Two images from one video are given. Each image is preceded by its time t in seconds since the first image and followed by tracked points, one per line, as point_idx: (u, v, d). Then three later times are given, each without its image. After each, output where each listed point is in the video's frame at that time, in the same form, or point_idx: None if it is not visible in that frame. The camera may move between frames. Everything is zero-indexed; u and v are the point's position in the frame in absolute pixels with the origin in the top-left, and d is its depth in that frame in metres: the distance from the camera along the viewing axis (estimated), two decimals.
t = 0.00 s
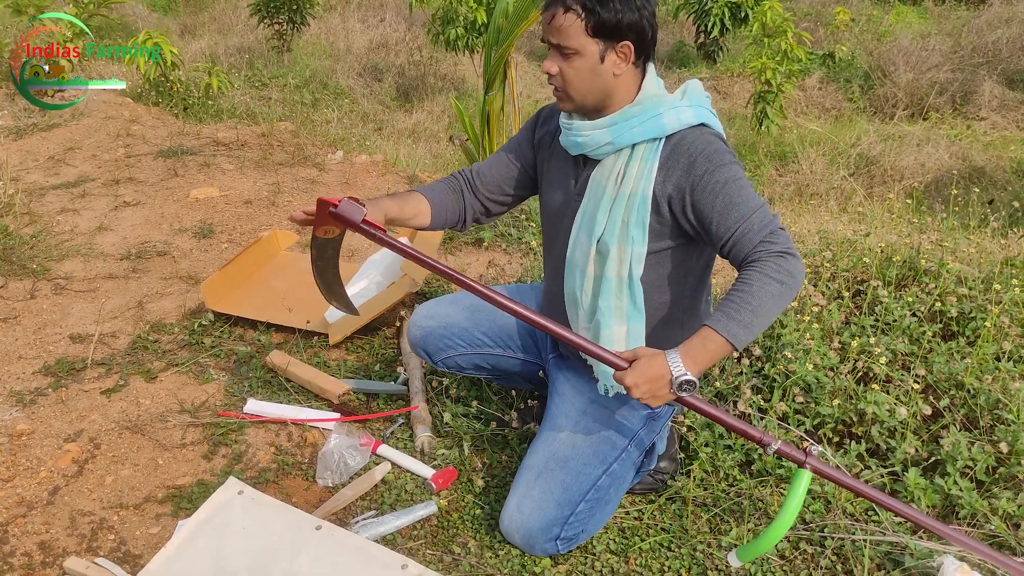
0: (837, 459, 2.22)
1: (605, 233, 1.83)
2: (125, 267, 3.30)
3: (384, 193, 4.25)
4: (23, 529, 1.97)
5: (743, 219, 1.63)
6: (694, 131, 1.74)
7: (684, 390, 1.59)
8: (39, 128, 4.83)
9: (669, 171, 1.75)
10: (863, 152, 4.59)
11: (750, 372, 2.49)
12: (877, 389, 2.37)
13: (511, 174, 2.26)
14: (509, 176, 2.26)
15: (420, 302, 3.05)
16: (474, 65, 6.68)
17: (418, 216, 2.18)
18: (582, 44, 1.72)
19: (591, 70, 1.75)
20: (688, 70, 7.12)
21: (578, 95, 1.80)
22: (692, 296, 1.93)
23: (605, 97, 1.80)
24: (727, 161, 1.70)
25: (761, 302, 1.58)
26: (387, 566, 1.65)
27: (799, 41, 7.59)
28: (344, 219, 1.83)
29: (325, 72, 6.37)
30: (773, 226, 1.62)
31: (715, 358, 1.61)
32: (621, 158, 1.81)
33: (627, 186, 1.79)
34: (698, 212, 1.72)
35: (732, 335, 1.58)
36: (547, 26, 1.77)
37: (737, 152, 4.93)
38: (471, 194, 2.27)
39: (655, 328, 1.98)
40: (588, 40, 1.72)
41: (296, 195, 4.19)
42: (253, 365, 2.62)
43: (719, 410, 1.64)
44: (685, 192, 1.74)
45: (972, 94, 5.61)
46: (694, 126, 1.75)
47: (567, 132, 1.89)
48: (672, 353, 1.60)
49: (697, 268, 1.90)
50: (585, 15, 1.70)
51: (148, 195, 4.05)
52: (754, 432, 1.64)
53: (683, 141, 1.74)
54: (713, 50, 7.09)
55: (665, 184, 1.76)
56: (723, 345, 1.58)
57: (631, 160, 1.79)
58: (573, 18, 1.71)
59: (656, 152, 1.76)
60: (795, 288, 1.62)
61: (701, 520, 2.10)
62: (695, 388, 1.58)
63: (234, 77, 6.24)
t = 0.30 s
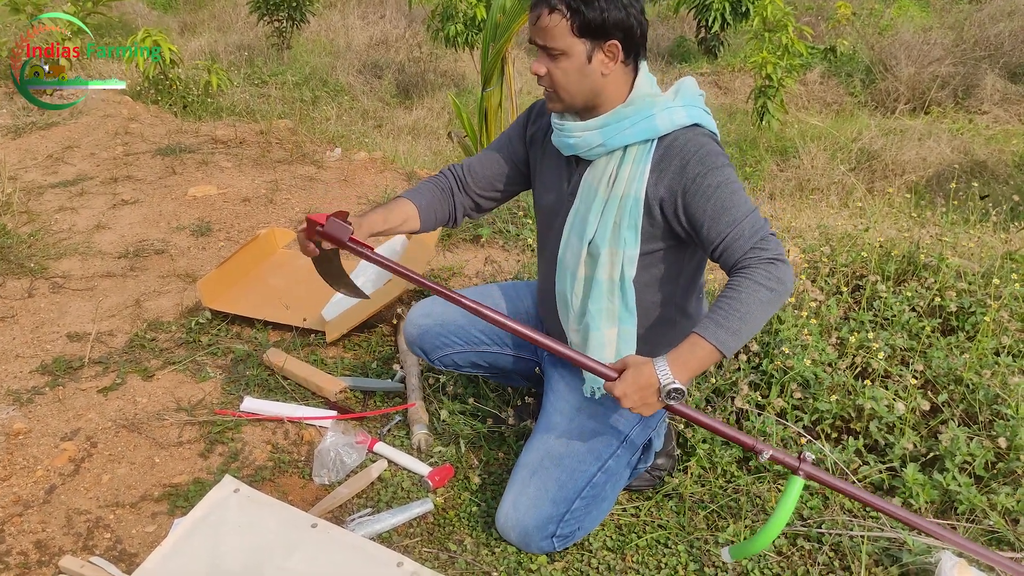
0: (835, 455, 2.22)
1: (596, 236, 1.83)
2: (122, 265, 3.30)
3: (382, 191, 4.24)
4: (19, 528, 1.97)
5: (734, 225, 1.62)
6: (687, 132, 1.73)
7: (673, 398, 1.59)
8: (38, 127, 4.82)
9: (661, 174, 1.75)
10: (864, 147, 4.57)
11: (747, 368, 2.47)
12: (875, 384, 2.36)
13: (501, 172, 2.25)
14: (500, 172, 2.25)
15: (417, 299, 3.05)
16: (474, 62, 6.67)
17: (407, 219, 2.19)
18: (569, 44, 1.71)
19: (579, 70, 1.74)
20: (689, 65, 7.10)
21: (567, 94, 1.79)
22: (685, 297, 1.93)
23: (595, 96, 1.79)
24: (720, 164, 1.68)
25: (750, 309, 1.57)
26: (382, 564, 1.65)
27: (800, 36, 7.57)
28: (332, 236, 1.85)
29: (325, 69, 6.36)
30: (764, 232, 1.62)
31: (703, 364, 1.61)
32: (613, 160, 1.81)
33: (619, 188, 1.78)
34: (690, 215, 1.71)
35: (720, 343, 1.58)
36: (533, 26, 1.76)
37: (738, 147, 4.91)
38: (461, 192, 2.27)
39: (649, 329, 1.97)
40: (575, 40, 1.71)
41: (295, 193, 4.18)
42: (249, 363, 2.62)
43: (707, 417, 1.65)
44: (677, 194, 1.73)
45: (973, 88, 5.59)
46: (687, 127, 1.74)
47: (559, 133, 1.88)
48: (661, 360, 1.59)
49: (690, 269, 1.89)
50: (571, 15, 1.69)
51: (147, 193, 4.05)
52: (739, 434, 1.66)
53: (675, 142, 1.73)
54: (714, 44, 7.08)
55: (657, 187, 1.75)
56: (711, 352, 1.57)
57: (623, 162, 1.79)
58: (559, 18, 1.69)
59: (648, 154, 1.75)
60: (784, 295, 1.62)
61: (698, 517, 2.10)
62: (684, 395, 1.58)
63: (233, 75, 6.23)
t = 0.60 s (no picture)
0: (837, 455, 2.20)
1: (591, 243, 1.83)
2: (123, 265, 3.30)
3: (384, 189, 4.23)
4: (16, 529, 1.97)
5: (709, 242, 1.61)
6: (681, 138, 1.72)
7: (599, 383, 1.52)
8: (40, 126, 4.83)
9: (653, 180, 1.73)
10: (869, 143, 4.55)
11: (749, 367, 2.46)
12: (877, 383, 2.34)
13: (499, 170, 2.24)
14: (497, 168, 2.24)
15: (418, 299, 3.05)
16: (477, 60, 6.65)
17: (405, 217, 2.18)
18: (551, 62, 1.68)
19: (567, 84, 1.72)
20: (694, 61, 7.07)
21: (560, 108, 1.77)
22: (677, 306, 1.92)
23: (588, 105, 1.77)
24: (707, 176, 1.67)
25: (699, 325, 1.56)
26: (379, 565, 1.64)
27: (805, 32, 7.53)
28: (323, 251, 1.84)
29: (328, 67, 6.35)
30: (735, 253, 1.61)
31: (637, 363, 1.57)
32: (608, 166, 1.80)
33: (613, 194, 1.77)
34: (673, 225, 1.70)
35: (658, 347, 1.55)
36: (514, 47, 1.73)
37: (742, 145, 4.86)
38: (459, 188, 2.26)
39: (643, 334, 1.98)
40: (556, 56, 1.67)
41: (296, 192, 4.18)
42: (249, 363, 2.62)
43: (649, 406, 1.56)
44: (664, 203, 1.72)
45: (979, 83, 5.55)
46: (681, 132, 1.72)
47: (554, 138, 1.87)
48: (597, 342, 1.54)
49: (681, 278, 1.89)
50: (548, 33, 1.65)
51: (148, 192, 4.05)
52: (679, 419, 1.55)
53: (669, 148, 1.72)
54: (718, 41, 7.07)
55: (649, 193, 1.74)
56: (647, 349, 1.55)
57: (618, 167, 1.78)
58: (537, 38, 1.66)
59: (642, 160, 1.74)
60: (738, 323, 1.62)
61: (698, 516, 2.09)
62: (609, 380, 1.52)
63: (237, 73, 6.23)
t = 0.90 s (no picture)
0: (840, 458, 2.18)
1: (566, 256, 1.84)
2: (127, 266, 3.31)
3: (388, 190, 4.23)
4: (16, 531, 1.98)
5: (665, 255, 1.61)
6: (643, 145, 1.69)
7: (554, 387, 1.65)
8: (47, 128, 4.85)
9: (618, 190, 1.73)
10: (877, 144, 4.51)
11: (752, 369, 2.45)
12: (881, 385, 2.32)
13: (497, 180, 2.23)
14: (497, 175, 2.22)
15: (420, 301, 3.05)
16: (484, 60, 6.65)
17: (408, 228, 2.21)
18: (509, 87, 1.66)
19: (527, 107, 1.69)
20: (701, 61, 7.05)
21: (526, 127, 1.76)
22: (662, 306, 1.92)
23: (553, 124, 1.74)
24: (667, 186, 1.64)
25: (648, 338, 1.63)
26: (376, 569, 1.64)
27: (813, 32, 7.50)
28: (303, 296, 1.82)
29: (335, 68, 6.36)
30: (692, 265, 1.61)
31: (587, 369, 1.68)
32: (577, 177, 1.79)
33: (581, 208, 1.78)
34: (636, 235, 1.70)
35: (603, 353, 1.65)
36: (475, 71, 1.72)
37: (749, 145, 4.82)
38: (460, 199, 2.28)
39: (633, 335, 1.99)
40: (513, 82, 1.64)
41: (300, 193, 4.18)
42: (251, 364, 2.62)
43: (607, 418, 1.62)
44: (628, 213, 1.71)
45: (989, 83, 5.50)
46: (643, 139, 1.69)
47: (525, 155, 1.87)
48: (545, 350, 1.67)
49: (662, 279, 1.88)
50: (502, 60, 1.62)
51: (153, 193, 4.06)
52: (635, 431, 1.59)
53: (632, 156, 1.69)
54: (726, 41, 7.11)
55: (615, 204, 1.74)
56: (592, 357, 1.65)
57: (586, 178, 1.77)
58: (493, 65, 1.64)
59: (608, 170, 1.72)
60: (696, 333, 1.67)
61: (699, 520, 2.08)
62: (564, 381, 1.65)
63: (244, 74, 6.25)
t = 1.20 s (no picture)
0: (846, 462, 2.16)
1: (547, 263, 1.82)
2: (136, 265, 3.33)
3: (397, 191, 4.24)
4: (21, 529, 1.99)
5: (643, 247, 1.59)
6: (607, 139, 1.66)
7: (550, 394, 1.67)
8: (59, 128, 4.89)
9: (589, 189, 1.70)
10: (890, 145, 4.47)
11: (758, 372, 2.43)
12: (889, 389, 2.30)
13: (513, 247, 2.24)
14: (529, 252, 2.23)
15: (426, 303, 3.04)
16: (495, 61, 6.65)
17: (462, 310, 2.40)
18: (473, 103, 1.66)
19: (492, 122, 1.70)
20: (713, 63, 7.02)
21: (494, 140, 1.76)
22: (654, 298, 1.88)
23: (520, 137, 1.74)
24: (637, 177, 1.60)
25: (640, 330, 1.62)
26: (376, 570, 1.63)
27: (826, 34, 7.45)
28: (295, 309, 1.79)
29: (346, 69, 6.38)
30: (671, 252, 1.58)
31: (582, 370, 1.68)
32: (550, 182, 1.77)
33: (556, 212, 1.76)
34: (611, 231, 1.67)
35: (601, 357, 1.65)
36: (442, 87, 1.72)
37: (761, 147, 4.79)
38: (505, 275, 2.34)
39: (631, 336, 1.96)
40: (478, 98, 1.65)
41: (309, 193, 4.19)
42: (257, 364, 2.63)
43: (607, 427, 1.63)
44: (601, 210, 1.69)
45: (1004, 85, 5.45)
46: (606, 133, 1.67)
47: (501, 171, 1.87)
48: (538, 356, 1.68)
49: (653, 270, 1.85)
50: (465, 77, 1.63)
51: (163, 193, 4.09)
52: (635, 440, 1.60)
53: (598, 152, 1.67)
54: (738, 43, 7.09)
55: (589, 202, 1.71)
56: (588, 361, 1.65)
57: (557, 182, 1.75)
58: (456, 81, 1.64)
59: (577, 170, 1.70)
60: (688, 320, 1.64)
61: (704, 524, 2.06)
62: (560, 387, 1.67)
63: (255, 75, 6.28)
